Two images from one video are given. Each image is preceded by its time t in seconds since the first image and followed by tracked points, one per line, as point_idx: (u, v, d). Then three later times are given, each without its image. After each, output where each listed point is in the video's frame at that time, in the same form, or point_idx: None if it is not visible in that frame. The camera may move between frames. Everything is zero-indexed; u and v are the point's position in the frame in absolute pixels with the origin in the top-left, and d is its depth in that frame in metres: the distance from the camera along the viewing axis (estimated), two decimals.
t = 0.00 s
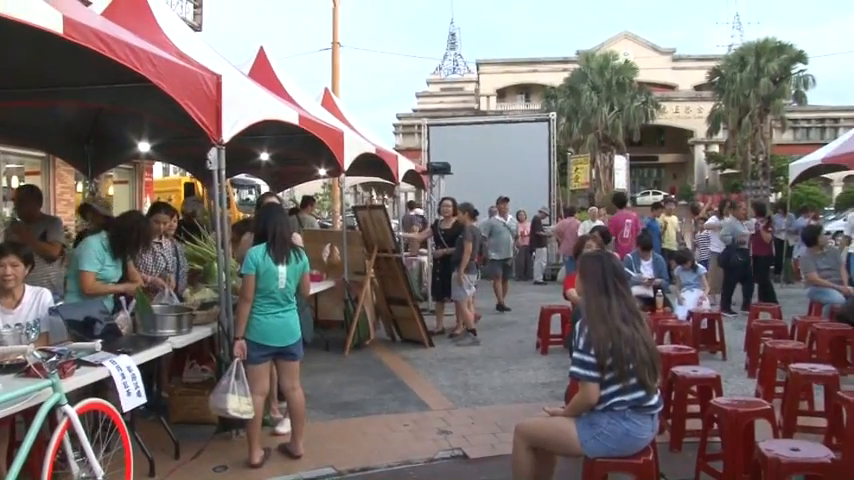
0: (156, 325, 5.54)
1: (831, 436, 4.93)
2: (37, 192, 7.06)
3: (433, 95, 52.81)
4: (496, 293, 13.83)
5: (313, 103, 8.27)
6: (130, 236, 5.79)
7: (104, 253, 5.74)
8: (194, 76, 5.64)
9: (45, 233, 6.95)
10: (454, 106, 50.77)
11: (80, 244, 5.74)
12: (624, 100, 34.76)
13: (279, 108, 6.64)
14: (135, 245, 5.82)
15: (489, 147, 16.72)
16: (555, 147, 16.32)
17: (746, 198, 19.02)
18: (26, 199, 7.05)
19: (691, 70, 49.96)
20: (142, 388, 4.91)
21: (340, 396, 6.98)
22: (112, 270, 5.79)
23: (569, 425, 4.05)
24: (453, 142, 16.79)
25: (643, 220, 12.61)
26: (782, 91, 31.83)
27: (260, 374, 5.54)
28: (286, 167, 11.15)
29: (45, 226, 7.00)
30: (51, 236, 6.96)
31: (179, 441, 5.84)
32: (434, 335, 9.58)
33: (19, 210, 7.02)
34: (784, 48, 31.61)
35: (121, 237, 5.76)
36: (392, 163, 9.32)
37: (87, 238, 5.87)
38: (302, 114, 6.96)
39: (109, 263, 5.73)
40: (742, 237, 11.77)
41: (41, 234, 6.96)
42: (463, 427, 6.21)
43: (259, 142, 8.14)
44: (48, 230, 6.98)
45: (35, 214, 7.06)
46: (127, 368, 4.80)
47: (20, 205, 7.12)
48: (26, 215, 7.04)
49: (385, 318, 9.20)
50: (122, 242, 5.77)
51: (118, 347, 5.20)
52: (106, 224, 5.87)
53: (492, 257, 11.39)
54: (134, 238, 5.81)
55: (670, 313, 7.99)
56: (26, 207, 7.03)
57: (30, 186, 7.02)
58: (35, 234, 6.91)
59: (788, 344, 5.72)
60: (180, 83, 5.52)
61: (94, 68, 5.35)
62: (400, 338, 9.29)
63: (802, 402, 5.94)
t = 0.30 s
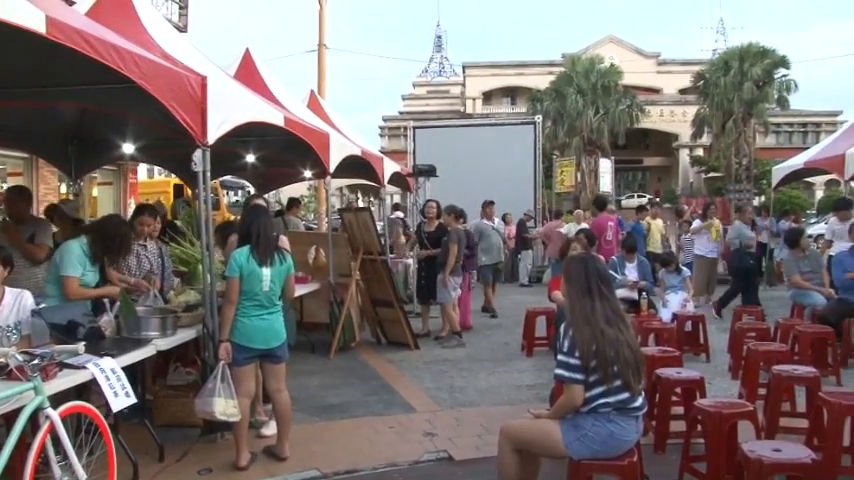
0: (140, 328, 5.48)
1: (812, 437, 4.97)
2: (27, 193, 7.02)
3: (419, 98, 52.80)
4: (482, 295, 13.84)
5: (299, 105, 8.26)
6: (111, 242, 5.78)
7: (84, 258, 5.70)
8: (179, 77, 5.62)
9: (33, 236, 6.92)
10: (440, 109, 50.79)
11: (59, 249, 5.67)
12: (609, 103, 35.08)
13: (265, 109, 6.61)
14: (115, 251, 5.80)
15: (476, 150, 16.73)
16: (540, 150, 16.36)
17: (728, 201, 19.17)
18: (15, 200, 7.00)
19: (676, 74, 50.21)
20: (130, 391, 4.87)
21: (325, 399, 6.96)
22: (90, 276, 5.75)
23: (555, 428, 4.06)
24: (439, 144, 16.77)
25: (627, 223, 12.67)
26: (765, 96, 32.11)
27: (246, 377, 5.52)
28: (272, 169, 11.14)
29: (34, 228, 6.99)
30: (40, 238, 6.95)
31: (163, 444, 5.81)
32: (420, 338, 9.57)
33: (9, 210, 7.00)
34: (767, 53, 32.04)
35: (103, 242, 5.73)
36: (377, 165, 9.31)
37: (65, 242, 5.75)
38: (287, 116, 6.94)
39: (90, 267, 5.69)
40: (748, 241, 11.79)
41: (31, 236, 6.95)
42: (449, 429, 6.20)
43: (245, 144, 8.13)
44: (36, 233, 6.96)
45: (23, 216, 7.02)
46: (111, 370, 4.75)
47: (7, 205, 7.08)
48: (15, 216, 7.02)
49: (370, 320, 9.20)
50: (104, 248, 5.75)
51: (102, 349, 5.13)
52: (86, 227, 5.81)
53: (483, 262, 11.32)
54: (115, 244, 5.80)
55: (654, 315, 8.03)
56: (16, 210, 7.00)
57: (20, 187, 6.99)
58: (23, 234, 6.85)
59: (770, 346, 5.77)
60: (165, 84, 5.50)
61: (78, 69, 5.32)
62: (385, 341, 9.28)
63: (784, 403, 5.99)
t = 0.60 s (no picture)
0: (122, 329, 5.44)
1: (792, 436, 5.01)
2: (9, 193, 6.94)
3: (404, 99, 52.76)
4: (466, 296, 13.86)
5: (283, 106, 8.23)
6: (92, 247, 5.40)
7: (64, 258, 5.33)
8: (162, 77, 5.57)
9: (15, 237, 6.85)
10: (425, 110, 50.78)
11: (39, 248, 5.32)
12: (593, 105, 35.19)
13: (248, 110, 6.58)
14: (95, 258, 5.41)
15: (461, 151, 16.75)
16: (524, 152, 16.39)
17: (711, 202, 19.28)
18: None
19: (659, 76, 50.45)
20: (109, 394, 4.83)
21: (309, 400, 6.94)
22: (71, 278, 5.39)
23: (538, 430, 4.06)
24: (422, 146, 16.82)
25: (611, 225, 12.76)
26: (747, 99, 32.36)
27: (229, 378, 5.45)
28: (256, 170, 11.11)
29: (15, 228, 6.89)
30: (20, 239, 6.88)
31: (146, 446, 5.76)
32: (403, 339, 9.56)
33: None
34: (749, 56, 32.20)
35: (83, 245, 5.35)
36: (361, 166, 9.30)
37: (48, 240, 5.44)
38: (271, 117, 6.92)
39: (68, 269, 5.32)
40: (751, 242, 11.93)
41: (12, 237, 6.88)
42: (432, 430, 6.19)
43: (228, 144, 8.10)
44: (17, 234, 6.88)
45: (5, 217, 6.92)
46: (92, 372, 4.71)
47: None
48: None
49: (354, 321, 9.18)
50: (85, 250, 5.36)
51: (84, 350, 5.08)
52: (69, 225, 5.46)
53: (472, 263, 11.31)
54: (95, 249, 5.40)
55: (638, 316, 8.06)
56: None
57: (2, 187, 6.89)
58: (3, 235, 6.77)
59: (751, 346, 5.81)
60: (148, 84, 5.46)
61: (59, 69, 5.27)
62: (369, 342, 9.27)
63: (765, 403, 6.04)
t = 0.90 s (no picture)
0: (102, 331, 5.37)
1: (772, 434, 5.04)
2: None
3: (387, 100, 52.73)
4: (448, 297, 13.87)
5: (265, 106, 8.20)
6: (69, 250, 5.17)
7: (40, 258, 5.19)
8: (143, 77, 5.53)
9: None
10: (408, 111, 50.78)
11: (14, 249, 5.21)
12: (576, 106, 35.33)
13: (230, 110, 6.54)
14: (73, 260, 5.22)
15: (444, 152, 16.75)
16: (507, 153, 16.39)
17: (692, 202, 19.41)
18: None
19: (641, 78, 50.69)
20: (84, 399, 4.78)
21: (291, 401, 6.91)
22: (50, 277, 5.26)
23: (520, 430, 4.06)
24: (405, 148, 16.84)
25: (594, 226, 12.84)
26: (728, 100, 32.59)
27: (207, 380, 5.27)
28: (237, 171, 11.05)
29: None
30: None
31: (126, 449, 5.71)
32: (386, 339, 9.55)
33: None
34: (730, 58, 32.49)
35: (59, 248, 5.14)
36: (344, 167, 9.28)
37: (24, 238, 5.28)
38: (254, 117, 6.88)
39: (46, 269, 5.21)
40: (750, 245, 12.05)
41: None
42: (415, 431, 6.18)
43: (210, 144, 8.05)
44: None
45: None
46: (70, 375, 4.66)
47: None
48: None
49: (336, 322, 9.15)
50: (60, 249, 5.14)
51: (64, 352, 5.03)
52: (44, 223, 5.27)
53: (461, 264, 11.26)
54: (72, 251, 5.18)
55: (620, 316, 8.10)
56: None
57: None
58: None
59: (732, 346, 5.84)
60: (128, 83, 5.41)
61: (38, 68, 5.22)
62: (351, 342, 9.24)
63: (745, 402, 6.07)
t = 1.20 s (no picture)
0: (75, 333, 5.29)
1: (746, 432, 5.09)
2: None
3: (365, 100, 52.64)
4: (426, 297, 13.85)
5: (243, 105, 8.15)
6: (35, 245, 5.22)
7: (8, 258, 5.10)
8: (117, 75, 5.46)
9: None
10: (386, 111, 50.71)
11: None
12: (554, 107, 35.44)
13: (207, 109, 6.48)
14: (41, 255, 5.26)
15: (422, 153, 16.75)
16: (485, 153, 16.39)
17: (668, 203, 19.55)
18: None
19: (618, 79, 51.00)
20: (54, 403, 4.70)
21: (268, 402, 6.87)
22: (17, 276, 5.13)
23: (499, 430, 4.06)
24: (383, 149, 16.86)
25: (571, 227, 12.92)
26: (704, 102, 32.88)
27: (181, 383, 5.15)
28: (214, 171, 10.97)
29: None
30: None
31: (100, 452, 5.64)
32: (363, 340, 9.54)
33: None
34: (706, 61, 32.59)
35: (24, 244, 5.16)
36: (322, 167, 9.25)
37: None
38: (230, 116, 6.84)
39: (17, 268, 5.13)
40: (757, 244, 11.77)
41: None
42: (393, 432, 6.16)
43: (186, 144, 7.99)
44: None
45: None
46: (43, 377, 4.59)
47: None
48: None
49: (314, 323, 9.12)
50: (25, 246, 5.15)
51: (37, 355, 4.95)
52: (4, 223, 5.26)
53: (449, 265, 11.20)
54: (35, 247, 5.20)
55: (597, 316, 8.14)
56: None
57: None
58: None
59: (708, 345, 5.88)
60: (103, 81, 5.34)
61: (10, 66, 5.14)
62: (329, 343, 9.20)
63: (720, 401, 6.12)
